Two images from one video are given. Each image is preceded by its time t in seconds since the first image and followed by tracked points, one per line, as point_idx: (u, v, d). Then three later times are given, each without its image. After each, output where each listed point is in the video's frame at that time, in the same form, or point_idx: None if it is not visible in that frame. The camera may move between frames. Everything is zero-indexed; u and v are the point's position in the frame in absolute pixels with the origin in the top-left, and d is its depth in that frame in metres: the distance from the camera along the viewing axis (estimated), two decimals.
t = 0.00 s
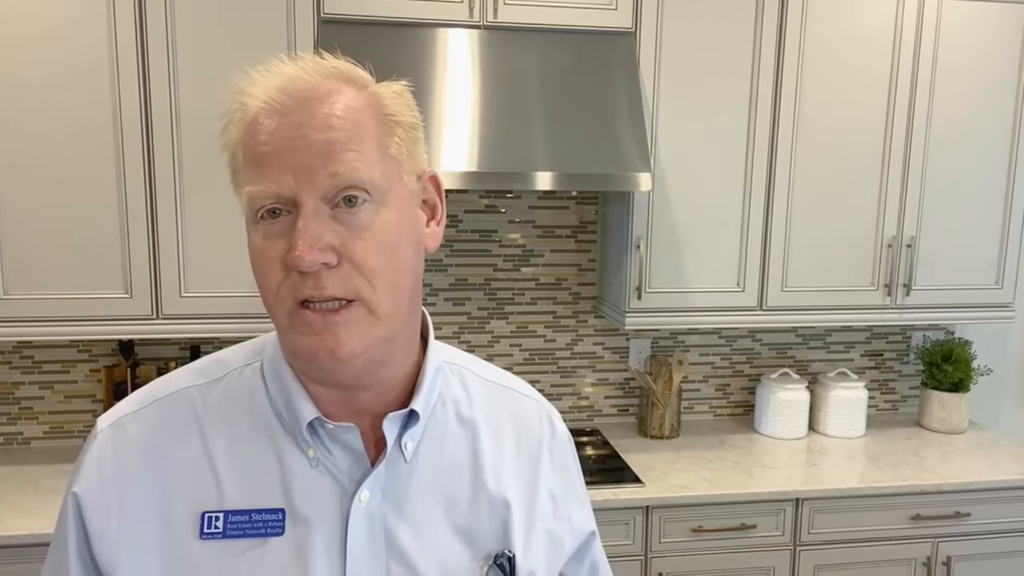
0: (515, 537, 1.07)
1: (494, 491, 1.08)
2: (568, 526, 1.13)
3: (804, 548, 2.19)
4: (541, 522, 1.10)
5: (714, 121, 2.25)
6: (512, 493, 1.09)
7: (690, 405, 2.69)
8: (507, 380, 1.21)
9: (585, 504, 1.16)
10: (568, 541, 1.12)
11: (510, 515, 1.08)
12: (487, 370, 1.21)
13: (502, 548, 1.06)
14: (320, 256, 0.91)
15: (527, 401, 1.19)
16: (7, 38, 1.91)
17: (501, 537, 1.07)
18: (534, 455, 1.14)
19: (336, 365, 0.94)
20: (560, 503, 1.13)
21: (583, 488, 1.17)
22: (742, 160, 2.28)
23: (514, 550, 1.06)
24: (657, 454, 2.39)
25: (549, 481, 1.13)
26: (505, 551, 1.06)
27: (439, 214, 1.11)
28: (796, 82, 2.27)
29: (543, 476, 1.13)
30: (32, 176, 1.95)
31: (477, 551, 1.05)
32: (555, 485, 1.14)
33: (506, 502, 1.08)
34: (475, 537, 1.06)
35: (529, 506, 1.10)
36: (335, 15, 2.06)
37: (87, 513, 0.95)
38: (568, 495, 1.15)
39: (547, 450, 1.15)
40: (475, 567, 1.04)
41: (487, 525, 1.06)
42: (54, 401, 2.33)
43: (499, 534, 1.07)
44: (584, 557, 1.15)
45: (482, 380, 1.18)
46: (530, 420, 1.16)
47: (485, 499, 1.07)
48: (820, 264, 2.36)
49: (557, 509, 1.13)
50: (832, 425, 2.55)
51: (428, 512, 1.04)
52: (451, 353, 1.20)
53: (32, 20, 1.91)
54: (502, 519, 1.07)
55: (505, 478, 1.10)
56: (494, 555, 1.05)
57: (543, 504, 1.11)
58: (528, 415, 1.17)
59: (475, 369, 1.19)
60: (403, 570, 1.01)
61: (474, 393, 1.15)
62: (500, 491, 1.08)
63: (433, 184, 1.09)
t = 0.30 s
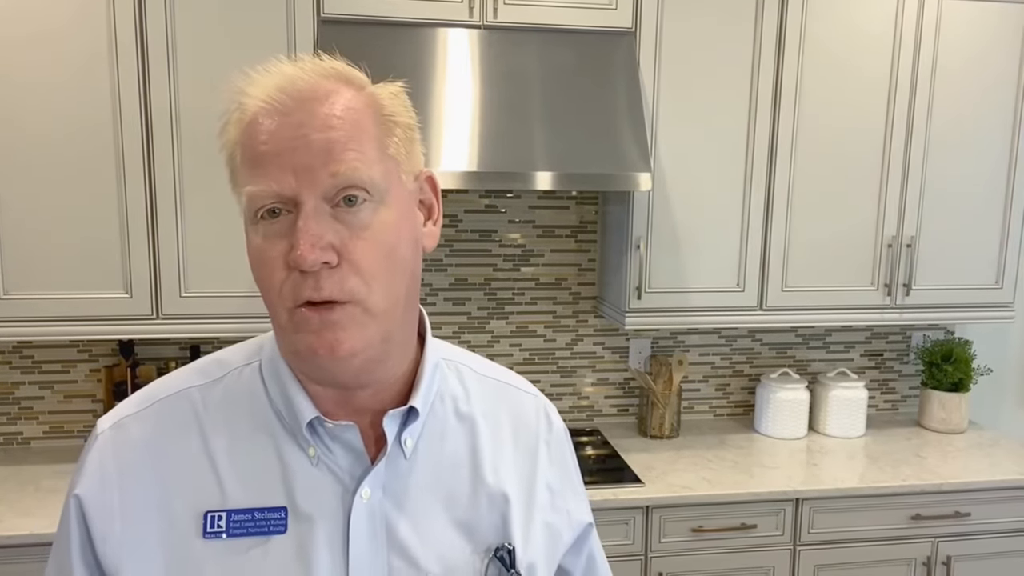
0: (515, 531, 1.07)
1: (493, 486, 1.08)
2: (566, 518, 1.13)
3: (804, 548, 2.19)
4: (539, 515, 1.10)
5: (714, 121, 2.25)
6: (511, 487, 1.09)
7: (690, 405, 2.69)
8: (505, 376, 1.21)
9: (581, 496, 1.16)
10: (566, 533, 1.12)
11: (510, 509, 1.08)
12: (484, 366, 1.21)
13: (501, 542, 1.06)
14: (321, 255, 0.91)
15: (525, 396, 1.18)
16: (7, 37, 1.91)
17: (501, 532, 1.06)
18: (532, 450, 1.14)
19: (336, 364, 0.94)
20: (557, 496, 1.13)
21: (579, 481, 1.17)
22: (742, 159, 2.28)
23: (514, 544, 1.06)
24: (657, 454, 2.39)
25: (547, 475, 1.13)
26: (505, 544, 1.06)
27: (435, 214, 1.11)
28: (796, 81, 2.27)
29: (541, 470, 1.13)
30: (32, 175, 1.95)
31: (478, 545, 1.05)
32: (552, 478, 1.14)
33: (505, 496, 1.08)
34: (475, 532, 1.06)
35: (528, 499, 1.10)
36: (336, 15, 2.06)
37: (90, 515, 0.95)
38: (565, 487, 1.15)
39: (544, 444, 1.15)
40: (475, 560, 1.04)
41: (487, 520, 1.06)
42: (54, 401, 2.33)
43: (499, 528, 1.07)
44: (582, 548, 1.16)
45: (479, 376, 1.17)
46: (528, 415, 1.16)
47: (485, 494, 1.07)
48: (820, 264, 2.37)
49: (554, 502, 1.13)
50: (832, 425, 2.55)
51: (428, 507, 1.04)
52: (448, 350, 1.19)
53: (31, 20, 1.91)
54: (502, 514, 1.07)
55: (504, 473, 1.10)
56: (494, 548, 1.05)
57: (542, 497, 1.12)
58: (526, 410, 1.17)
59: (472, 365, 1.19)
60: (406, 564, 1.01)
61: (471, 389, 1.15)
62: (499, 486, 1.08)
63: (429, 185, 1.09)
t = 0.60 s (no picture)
0: (516, 523, 1.07)
1: (494, 478, 1.08)
2: (565, 511, 1.12)
3: (804, 548, 2.19)
4: (540, 507, 1.10)
5: (714, 121, 2.25)
6: (512, 480, 1.09)
7: (690, 405, 2.69)
8: (504, 371, 1.21)
9: (579, 489, 1.16)
10: (566, 525, 1.12)
11: (510, 501, 1.07)
12: (483, 362, 1.21)
13: (503, 533, 1.06)
14: (331, 240, 0.91)
15: (522, 391, 1.18)
16: (7, 37, 1.91)
17: (503, 524, 1.06)
18: (531, 443, 1.14)
19: (346, 352, 0.94)
20: (556, 489, 1.13)
21: (578, 474, 1.17)
22: (742, 158, 2.28)
23: (516, 535, 1.06)
24: (657, 454, 2.39)
25: (546, 468, 1.13)
26: (507, 535, 1.06)
27: (431, 209, 1.11)
28: (795, 81, 2.27)
29: (540, 463, 1.13)
30: (32, 175, 1.95)
31: (480, 537, 1.05)
32: (552, 471, 1.14)
33: (506, 488, 1.08)
34: (478, 524, 1.06)
35: (528, 492, 1.10)
36: (336, 15, 2.05)
37: (95, 514, 0.95)
38: (564, 480, 1.14)
39: (543, 438, 1.15)
40: (478, 551, 1.04)
41: (489, 512, 1.06)
42: (54, 401, 2.32)
43: (501, 520, 1.06)
44: (582, 541, 1.15)
45: (478, 371, 1.17)
46: (527, 410, 1.16)
47: (485, 487, 1.07)
48: (820, 264, 2.37)
49: (553, 495, 1.12)
50: (832, 425, 2.55)
51: (429, 500, 1.04)
52: (446, 347, 1.19)
53: (31, 19, 1.91)
54: (503, 506, 1.07)
55: (505, 466, 1.10)
56: (497, 540, 1.05)
57: (542, 489, 1.11)
58: (525, 406, 1.16)
59: (471, 361, 1.19)
60: (409, 557, 1.01)
61: (471, 383, 1.15)
62: (500, 479, 1.08)
63: (424, 181, 1.10)
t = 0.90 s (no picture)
0: (516, 518, 1.07)
1: (494, 473, 1.08)
2: (566, 506, 1.12)
3: (804, 548, 2.19)
4: (540, 502, 1.10)
5: (714, 120, 2.25)
6: (512, 475, 1.09)
7: (690, 405, 2.69)
8: (503, 369, 1.20)
9: (580, 484, 1.15)
10: (567, 520, 1.12)
11: (510, 496, 1.07)
12: (482, 359, 1.21)
13: (503, 528, 1.06)
14: (328, 249, 0.91)
15: (521, 388, 1.18)
16: (7, 37, 1.91)
17: (503, 519, 1.06)
18: (531, 439, 1.14)
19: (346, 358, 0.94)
20: (556, 484, 1.13)
21: (579, 470, 1.16)
22: (742, 156, 2.28)
23: (516, 530, 1.06)
24: (657, 454, 2.39)
25: (546, 463, 1.13)
26: (507, 529, 1.06)
27: (426, 206, 1.11)
28: (795, 80, 2.27)
29: (540, 458, 1.13)
30: (32, 174, 1.95)
31: (481, 531, 1.05)
32: (551, 466, 1.13)
33: (506, 484, 1.08)
34: (479, 519, 1.06)
35: (528, 487, 1.10)
36: (336, 15, 2.05)
37: (96, 510, 0.95)
38: (565, 475, 1.14)
39: (543, 434, 1.15)
40: (478, 546, 1.04)
41: (489, 507, 1.06)
42: (54, 401, 2.33)
43: (501, 515, 1.07)
44: (584, 536, 1.15)
45: (477, 368, 1.17)
46: (526, 407, 1.16)
47: (486, 482, 1.07)
48: (820, 265, 2.36)
49: (554, 490, 1.12)
50: (832, 425, 2.55)
51: (430, 494, 1.04)
52: (447, 344, 1.19)
53: (31, 19, 1.91)
54: (504, 501, 1.07)
55: (505, 461, 1.10)
56: (497, 534, 1.05)
57: (542, 484, 1.11)
58: (524, 402, 1.16)
59: (470, 358, 1.19)
60: (410, 551, 1.01)
61: (470, 379, 1.15)
62: (501, 474, 1.08)
63: (420, 177, 1.09)
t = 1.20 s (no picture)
0: (514, 523, 1.07)
1: (491, 478, 1.08)
2: (565, 511, 1.12)
3: (804, 548, 2.19)
4: (538, 507, 1.10)
5: (714, 120, 2.25)
6: (510, 480, 1.09)
7: (690, 405, 2.69)
8: (502, 371, 1.20)
9: (580, 488, 1.16)
10: (566, 525, 1.12)
11: (508, 501, 1.07)
12: (480, 362, 1.21)
13: (501, 533, 1.06)
14: (321, 241, 0.91)
15: (521, 391, 1.18)
16: (7, 37, 1.91)
17: (501, 524, 1.07)
18: (530, 443, 1.13)
19: (339, 351, 0.94)
20: (555, 488, 1.13)
21: (578, 473, 1.17)
22: (742, 155, 2.28)
23: (513, 535, 1.06)
24: (657, 454, 2.39)
25: (545, 467, 1.13)
26: (504, 535, 1.06)
27: (425, 206, 1.11)
28: (795, 79, 2.27)
29: (539, 462, 1.13)
30: (32, 174, 1.95)
31: (478, 537, 1.05)
32: (551, 471, 1.13)
33: (504, 488, 1.08)
34: (475, 524, 1.06)
35: (526, 491, 1.10)
36: (336, 15, 2.05)
37: (91, 514, 0.95)
38: (564, 479, 1.14)
39: (542, 437, 1.15)
40: (475, 551, 1.04)
41: (486, 512, 1.06)
42: (54, 401, 2.33)
43: (498, 520, 1.07)
44: (582, 541, 1.15)
45: (475, 371, 1.17)
46: (525, 410, 1.16)
47: (483, 486, 1.07)
48: (820, 265, 2.36)
49: (553, 495, 1.12)
50: (832, 425, 2.55)
51: (427, 499, 1.04)
52: (445, 347, 1.19)
53: (31, 19, 1.91)
54: (501, 506, 1.07)
55: (503, 466, 1.10)
56: (494, 539, 1.05)
57: (540, 489, 1.11)
58: (524, 406, 1.16)
59: (468, 361, 1.18)
60: (406, 556, 1.01)
61: (468, 382, 1.15)
62: (498, 479, 1.08)
63: (419, 177, 1.09)
